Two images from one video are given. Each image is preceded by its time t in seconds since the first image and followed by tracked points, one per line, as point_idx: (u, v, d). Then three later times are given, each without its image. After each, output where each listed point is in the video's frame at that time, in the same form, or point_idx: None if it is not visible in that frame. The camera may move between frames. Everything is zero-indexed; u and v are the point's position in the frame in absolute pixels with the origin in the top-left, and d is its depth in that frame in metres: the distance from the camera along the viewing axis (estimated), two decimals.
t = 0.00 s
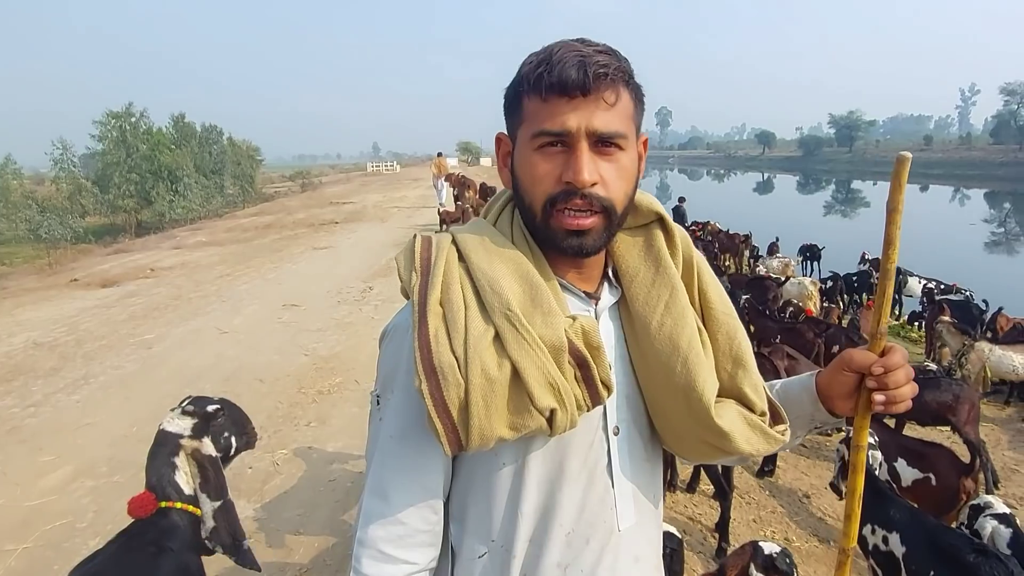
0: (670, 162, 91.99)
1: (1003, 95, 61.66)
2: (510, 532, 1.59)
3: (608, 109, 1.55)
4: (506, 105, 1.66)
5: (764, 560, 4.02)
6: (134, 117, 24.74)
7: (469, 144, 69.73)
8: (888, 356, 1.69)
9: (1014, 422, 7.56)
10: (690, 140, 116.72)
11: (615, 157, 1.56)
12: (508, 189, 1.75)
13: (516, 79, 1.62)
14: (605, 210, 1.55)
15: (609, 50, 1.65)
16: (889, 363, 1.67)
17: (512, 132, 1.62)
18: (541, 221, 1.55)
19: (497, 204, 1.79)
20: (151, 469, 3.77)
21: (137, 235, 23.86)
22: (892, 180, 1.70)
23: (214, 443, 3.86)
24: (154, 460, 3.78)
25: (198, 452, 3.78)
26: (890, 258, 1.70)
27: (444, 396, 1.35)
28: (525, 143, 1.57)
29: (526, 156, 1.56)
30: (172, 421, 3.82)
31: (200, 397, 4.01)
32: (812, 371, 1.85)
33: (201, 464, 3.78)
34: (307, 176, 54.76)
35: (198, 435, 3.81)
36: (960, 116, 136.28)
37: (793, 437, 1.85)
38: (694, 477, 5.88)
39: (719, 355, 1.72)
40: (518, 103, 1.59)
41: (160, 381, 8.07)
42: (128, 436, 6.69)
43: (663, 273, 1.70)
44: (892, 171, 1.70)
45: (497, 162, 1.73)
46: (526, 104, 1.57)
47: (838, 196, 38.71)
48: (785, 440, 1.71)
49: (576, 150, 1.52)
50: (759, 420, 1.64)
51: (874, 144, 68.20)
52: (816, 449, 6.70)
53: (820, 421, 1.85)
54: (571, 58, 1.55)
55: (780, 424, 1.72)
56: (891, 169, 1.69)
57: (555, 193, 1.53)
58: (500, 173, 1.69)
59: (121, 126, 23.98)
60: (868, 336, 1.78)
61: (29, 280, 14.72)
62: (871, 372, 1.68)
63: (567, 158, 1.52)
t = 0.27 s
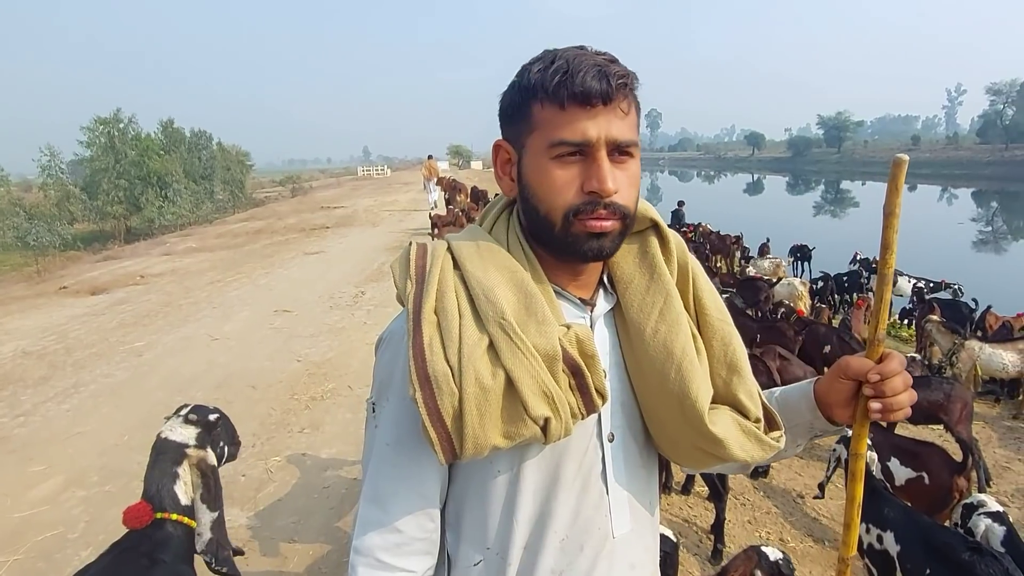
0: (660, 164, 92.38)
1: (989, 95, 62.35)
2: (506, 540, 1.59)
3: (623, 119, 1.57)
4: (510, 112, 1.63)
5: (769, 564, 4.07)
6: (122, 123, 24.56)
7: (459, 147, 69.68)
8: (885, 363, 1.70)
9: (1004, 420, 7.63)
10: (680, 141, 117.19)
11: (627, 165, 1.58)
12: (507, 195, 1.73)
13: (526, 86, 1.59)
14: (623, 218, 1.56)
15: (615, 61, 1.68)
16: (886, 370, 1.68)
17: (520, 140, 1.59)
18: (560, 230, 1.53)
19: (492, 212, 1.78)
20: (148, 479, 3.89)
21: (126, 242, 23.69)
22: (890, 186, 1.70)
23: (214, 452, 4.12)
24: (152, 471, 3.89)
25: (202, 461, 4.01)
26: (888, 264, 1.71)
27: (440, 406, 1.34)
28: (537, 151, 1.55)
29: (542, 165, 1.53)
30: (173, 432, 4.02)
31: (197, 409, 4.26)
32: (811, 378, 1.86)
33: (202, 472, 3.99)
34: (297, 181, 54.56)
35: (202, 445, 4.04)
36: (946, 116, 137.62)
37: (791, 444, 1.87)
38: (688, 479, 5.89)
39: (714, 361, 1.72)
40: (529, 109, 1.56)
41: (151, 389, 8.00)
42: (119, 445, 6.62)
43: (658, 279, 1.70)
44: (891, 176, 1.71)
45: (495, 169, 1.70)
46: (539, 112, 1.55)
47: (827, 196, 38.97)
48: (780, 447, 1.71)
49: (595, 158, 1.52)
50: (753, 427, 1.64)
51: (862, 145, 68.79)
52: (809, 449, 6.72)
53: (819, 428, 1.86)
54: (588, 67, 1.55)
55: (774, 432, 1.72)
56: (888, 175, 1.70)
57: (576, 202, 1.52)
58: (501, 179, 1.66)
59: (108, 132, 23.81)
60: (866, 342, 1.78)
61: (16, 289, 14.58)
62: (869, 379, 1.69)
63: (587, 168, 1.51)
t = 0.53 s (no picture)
0: (651, 166, 92.69)
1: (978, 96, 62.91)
2: (502, 546, 1.58)
3: (624, 127, 1.58)
4: (507, 117, 1.60)
5: (761, 561, 4.06)
6: (112, 129, 24.41)
7: (452, 151, 69.64)
8: (881, 361, 1.71)
9: (996, 419, 7.69)
10: (672, 144, 117.66)
11: (626, 171, 1.59)
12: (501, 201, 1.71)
13: (526, 91, 1.57)
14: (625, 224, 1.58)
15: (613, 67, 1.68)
16: (881, 368, 1.70)
17: (519, 146, 1.57)
18: (564, 238, 1.53)
19: (482, 217, 1.78)
20: (143, 486, 3.87)
21: (117, 249, 23.53)
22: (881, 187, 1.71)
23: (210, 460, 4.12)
24: (147, 478, 3.87)
25: (198, 470, 3.99)
26: (882, 264, 1.71)
27: (435, 415, 1.33)
28: (540, 157, 1.53)
29: (545, 172, 1.52)
30: (170, 439, 4.01)
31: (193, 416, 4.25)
32: (806, 377, 1.86)
33: (198, 480, 3.98)
34: (289, 186, 54.40)
35: (199, 453, 4.03)
36: (935, 117, 138.70)
37: (785, 443, 1.86)
38: (683, 481, 5.89)
39: (707, 363, 1.72)
40: (531, 115, 1.54)
41: (144, 397, 7.95)
42: (111, 454, 6.56)
43: (649, 282, 1.70)
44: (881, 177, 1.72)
45: (488, 173, 1.67)
46: (542, 118, 1.53)
47: (818, 198, 39.17)
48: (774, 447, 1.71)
49: (600, 165, 1.52)
50: (747, 427, 1.64)
51: (852, 146, 69.28)
52: (804, 450, 6.73)
53: (815, 428, 1.86)
54: (593, 75, 1.54)
55: (768, 431, 1.73)
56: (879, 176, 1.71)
57: (582, 208, 1.52)
58: (496, 185, 1.63)
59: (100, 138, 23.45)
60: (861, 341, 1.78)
61: (6, 296, 14.46)
62: (865, 378, 1.70)
63: (593, 176, 1.52)
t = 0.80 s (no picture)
0: (645, 169, 92.92)
1: (969, 98, 63.35)
2: (496, 553, 1.57)
3: (622, 135, 1.59)
4: (504, 125, 1.59)
5: (751, 558, 4.08)
6: (105, 135, 24.31)
7: (446, 155, 69.66)
8: (867, 361, 1.72)
9: (990, 419, 7.73)
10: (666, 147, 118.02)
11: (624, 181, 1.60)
12: (495, 208, 1.69)
13: (524, 101, 1.56)
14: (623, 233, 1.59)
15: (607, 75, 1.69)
16: (869, 368, 1.70)
17: (517, 155, 1.56)
18: (564, 246, 1.54)
19: (473, 221, 1.77)
20: (139, 494, 3.84)
21: (110, 255, 23.44)
22: (866, 189, 1.72)
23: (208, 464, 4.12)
24: (145, 483, 3.85)
25: (197, 475, 4.00)
26: (867, 266, 1.72)
27: (431, 424, 1.33)
28: (538, 167, 1.53)
29: (545, 181, 1.52)
30: (168, 446, 4.00)
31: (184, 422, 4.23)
32: (794, 379, 1.86)
33: (197, 485, 3.98)
34: (282, 191, 54.28)
35: (197, 457, 4.05)
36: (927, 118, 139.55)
37: (774, 444, 1.86)
38: (679, 482, 5.89)
39: (698, 367, 1.72)
40: (529, 124, 1.54)
41: (138, 403, 7.90)
42: (105, 460, 6.52)
43: (642, 286, 1.70)
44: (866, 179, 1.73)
45: (482, 179, 1.66)
46: (540, 127, 1.53)
47: (812, 200, 39.32)
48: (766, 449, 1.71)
49: (599, 175, 1.53)
50: (738, 430, 1.64)
51: (844, 148, 69.67)
52: (798, 451, 6.74)
53: (802, 429, 1.86)
54: (592, 85, 1.54)
55: (759, 433, 1.73)
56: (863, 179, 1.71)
57: (582, 220, 1.53)
58: (490, 192, 1.63)
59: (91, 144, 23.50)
60: (847, 341, 1.78)
61: None
62: (852, 378, 1.70)
63: (591, 186, 1.52)
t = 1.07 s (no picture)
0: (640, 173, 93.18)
1: (961, 101, 63.81)
2: (493, 558, 1.57)
3: (617, 147, 1.59)
4: (499, 136, 1.58)
5: (745, 558, 4.09)
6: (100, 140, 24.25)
7: (441, 160, 69.68)
8: (859, 364, 1.70)
9: (985, 421, 7.76)
10: (661, 150, 118.40)
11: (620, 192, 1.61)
12: (491, 218, 1.69)
13: (520, 114, 1.56)
14: (620, 243, 1.60)
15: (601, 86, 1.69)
16: (862, 371, 1.69)
17: (513, 166, 1.56)
18: (562, 257, 1.55)
19: (469, 227, 1.77)
20: (137, 500, 3.83)
21: (105, 260, 23.36)
22: (859, 193, 1.72)
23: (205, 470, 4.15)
24: (144, 488, 3.86)
25: (197, 479, 4.03)
26: (859, 269, 1.72)
27: (429, 432, 1.33)
28: (535, 180, 1.53)
29: (542, 194, 1.52)
30: (167, 451, 4.02)
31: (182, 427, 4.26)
32: (789, 382, 1.86)
33: (196, 490, 4.00)
34: (278, 195, 54.22)
35: (196, 462, 4.07)
36: (920, 121, 140.31)
37: (768, 448, 1.87)
38: (676, 486, 5.89)
39: (694, 372, 1.73)
40: (525, 138, 1.53)
41: (133, 409, 7.87)
42: (100, 467, 6.49)
43: (637, 293, 1.71)
44: (858, 183, 1.73)
45: (477, 191, 1.66)
46: (536, 141, 1.53)
47: (806, 203, 39.47)
48: (760, 454, 1.72)
49: (596, 187, 1.53)
50: (733, 435, 1.65)
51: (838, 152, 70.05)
52: (795, 454, 6.76)
53: (797, 432, 1.87)
54: (588, 99, 1.54)
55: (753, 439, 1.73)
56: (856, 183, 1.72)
57: (580, 231, 1.54)
58: (486, 203, 1.62)
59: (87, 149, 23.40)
60: (841, 344, 1.78)
61: None
62: (846, 381, 1.69)
63: (588, 199, 1.53)
